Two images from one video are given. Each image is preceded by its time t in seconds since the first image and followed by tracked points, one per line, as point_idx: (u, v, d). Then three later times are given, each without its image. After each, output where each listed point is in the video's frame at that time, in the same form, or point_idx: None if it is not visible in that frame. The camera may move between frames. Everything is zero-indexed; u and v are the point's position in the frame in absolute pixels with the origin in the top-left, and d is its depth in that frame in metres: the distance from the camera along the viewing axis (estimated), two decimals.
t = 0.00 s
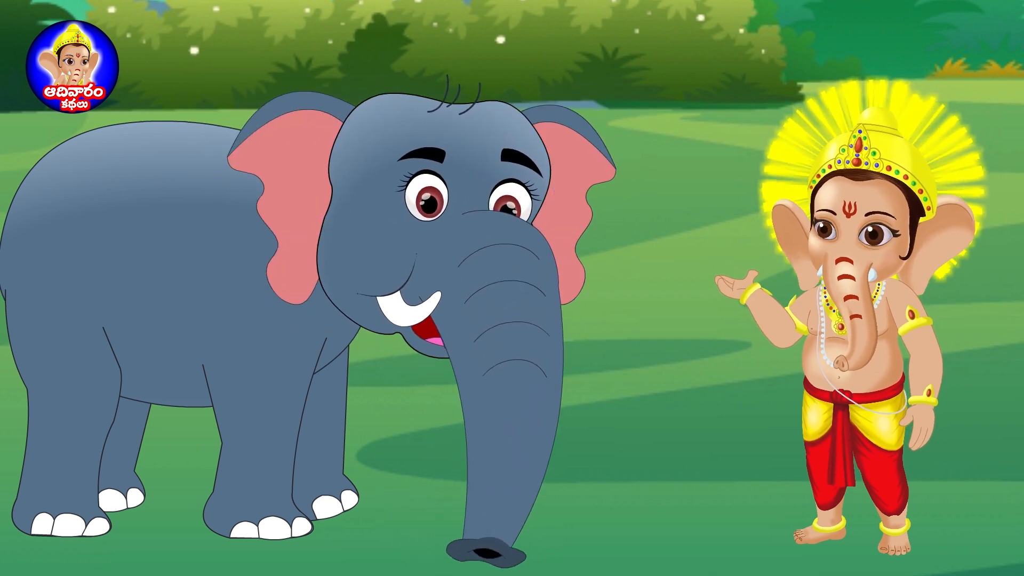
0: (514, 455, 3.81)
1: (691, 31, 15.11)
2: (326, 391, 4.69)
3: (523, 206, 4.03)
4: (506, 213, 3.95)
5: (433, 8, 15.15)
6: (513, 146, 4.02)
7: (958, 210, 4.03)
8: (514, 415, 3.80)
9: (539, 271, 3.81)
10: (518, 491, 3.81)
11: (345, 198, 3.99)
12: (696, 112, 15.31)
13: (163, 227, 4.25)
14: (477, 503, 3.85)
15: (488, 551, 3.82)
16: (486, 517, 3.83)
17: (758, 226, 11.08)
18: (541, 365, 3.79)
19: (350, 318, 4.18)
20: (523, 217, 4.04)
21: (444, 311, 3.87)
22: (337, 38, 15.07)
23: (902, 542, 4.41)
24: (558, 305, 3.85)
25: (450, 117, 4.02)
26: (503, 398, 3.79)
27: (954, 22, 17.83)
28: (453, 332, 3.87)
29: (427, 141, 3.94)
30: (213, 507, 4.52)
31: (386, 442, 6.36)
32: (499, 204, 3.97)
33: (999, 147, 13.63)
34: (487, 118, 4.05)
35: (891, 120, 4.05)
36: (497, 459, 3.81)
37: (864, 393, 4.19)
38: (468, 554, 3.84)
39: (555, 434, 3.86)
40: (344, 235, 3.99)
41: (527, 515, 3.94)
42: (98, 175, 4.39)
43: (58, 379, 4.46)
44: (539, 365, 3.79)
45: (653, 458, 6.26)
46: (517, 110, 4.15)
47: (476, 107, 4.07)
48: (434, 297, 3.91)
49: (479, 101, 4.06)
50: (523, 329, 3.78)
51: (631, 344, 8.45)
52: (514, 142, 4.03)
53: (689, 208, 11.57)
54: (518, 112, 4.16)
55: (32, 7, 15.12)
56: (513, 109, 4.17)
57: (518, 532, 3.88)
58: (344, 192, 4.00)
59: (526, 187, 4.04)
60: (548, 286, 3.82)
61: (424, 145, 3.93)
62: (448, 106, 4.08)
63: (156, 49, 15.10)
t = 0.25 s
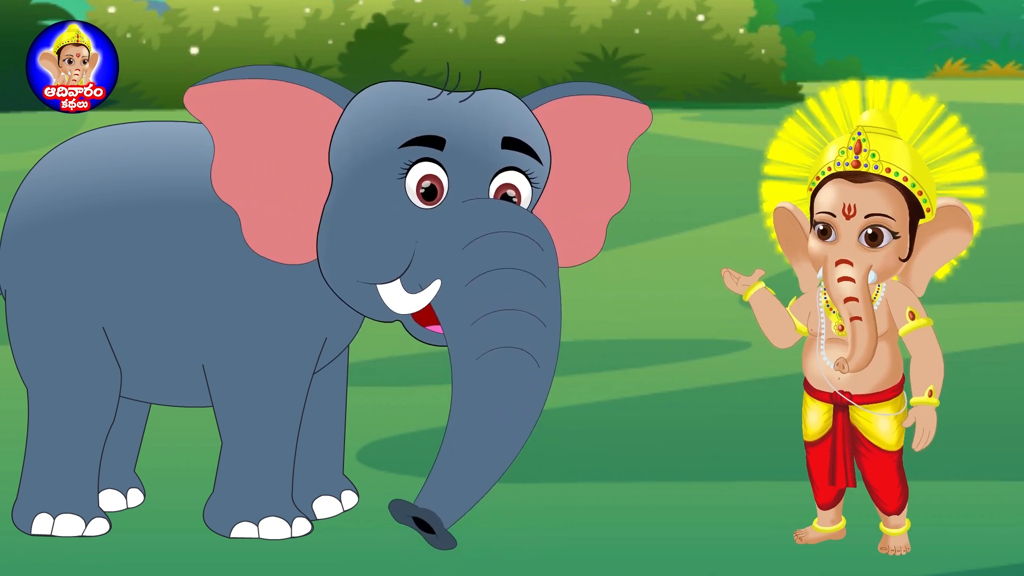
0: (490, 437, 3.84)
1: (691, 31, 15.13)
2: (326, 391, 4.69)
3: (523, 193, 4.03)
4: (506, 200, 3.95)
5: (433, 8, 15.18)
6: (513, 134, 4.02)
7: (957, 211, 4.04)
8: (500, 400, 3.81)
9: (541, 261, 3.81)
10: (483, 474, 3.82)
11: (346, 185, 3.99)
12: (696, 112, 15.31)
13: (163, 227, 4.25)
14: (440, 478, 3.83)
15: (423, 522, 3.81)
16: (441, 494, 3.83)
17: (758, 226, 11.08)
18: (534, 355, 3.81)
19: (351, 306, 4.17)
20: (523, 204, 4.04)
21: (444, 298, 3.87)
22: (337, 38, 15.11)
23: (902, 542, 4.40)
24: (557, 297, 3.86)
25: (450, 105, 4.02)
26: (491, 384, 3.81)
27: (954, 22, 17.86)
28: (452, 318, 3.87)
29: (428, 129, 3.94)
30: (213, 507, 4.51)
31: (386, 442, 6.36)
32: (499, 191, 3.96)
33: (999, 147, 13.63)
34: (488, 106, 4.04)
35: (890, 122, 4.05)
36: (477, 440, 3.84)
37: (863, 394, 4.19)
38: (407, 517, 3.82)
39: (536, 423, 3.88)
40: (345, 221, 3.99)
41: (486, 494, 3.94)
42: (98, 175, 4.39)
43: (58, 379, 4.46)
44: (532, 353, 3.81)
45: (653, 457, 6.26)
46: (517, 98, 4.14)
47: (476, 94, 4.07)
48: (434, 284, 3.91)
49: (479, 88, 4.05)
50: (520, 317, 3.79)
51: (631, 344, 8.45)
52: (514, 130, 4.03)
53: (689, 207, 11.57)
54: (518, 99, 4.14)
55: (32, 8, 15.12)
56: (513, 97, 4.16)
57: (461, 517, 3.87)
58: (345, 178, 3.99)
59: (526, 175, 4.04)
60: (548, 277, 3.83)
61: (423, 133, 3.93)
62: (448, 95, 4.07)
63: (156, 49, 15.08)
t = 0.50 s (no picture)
0: (494, 444, 3.84)
1: (691, 31, 15.11)
2: (326, 391, 4.69)
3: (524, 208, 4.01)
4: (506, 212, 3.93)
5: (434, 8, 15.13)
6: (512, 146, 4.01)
7: (951, 218, 4.02)
8: (504, 408, 3.81)
9: (544, 271, 3.82)
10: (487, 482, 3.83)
11: (345, 197, 3.99)
12: (696, 112, 15.30)
13: (163, 227, 4.25)
14: (443, 485, 3.83)
15: (423, 530, 3.81)
16: (441, 500, 3.83)
17: (759, 226, 11.08)
18: (537, 364, 3.81)
19: (351, 318, 4.18)
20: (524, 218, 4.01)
21: (444, 309, 3.87)
22: (338, 38, 15.08)
23: (902, 542, 4.40)
24: (558, 306, 3.86)
25: (450, 116, 4.02)
26: (493, 393, 3.81)
27: (955, 22, 17.85)
28: (452, 329, 3.87)
29: (428, 141, 3.94)
30: (213, 506, 4.51)
31: (386, 442, 6.37)
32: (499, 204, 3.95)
33: (999, 147, 13.62)
34: (488, 117, 4.04)
35: (884, 131, 4.05)
36: (481, 450, 3.84)
37: (864, 399, 4.19)
38: (407, 522, 3.82)
39: (537, 431, 3.88)
40: (345, 232, 4.00)
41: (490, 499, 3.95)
42: (98, 175, 4.39)
43: (58, 378, 4.46)
44: (535, 363, 3.81)
45: (653, 458, 6.26)
46: (517, 109, 4.14)
47: (476, 106, 4.07)
48: (434, 296, 3.91)
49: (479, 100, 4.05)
50: (523, 327, 3.79)
51: (631, 344, 8.45)
52: (515, 143, 4.02)
53: (689, 208, 11.57)
54: (518, 111, 4.14)
55: (32, 8, 15.11)
56: (512, 108, 4.15)
57: (458, 527, 3.88)
58: (345, 190, 3.99)
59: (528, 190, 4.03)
60: (551, 287, 3.83)
61: (423, 145, 3.93)
62: (448, 106, 4.07)
63: (156, 49, 15.10)
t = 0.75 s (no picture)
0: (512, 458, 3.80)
1: (691, 31, 15.10)
2: (326, 391, 4.69)
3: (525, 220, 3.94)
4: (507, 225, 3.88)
5: (433, 8, 15.07)
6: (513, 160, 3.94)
7: (956, 217, 4.03)
8: (517, 422, 3.79)
9: (541, 279, 3.85)
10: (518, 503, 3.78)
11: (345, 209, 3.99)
12: (696, 112, 15.30)
13: (163, 227, 4.26)
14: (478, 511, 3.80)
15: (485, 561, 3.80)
16: (493, 531, 3.78)
17: (759, 226, 11.08)
18: (543, 374, 3.80)
19: (346, 325, 4.18)
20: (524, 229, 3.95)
21: (445, 321, 3.88)
22: (337, 38, 15.07)
23: (902, 542, 4.41)
24: (558, 314, 3.89)
25: (450, 128, 3.99)
26: (506, 407, 3.79)
27: (954, 22, 17.84)
28: (454, 343, 3.87)
29: (428, 153, 3.92)
30: (213, 506, 4.52)
31: (386, 442, 6.36)
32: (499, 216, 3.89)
33: (999, 147, 13.62)
34: (489, 129, 4.00)
35: (891, 125, 4.05)
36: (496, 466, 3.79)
37: (863, 396, 4.19)
38: (468, 557, 3.82)
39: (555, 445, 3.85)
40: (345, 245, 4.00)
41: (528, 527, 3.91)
42: (98, 175, 4.39)
43: (58, 379, 4.46)
44: (542, 373, 3.80)
45: (653, 458, 6.26)
46: (519, 120, 4.08)
47: (476, 117, 4.04)
48: (434, 307, 3.92)
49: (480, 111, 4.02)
50: (526, 337, 3.79)
51: (631, 344, 8.45)
52: (515, 154, 3.95)
53: (689, 208, 11.57)
54: (520, 122, 4.08)
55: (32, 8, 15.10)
56: (515, 118, 4.09)
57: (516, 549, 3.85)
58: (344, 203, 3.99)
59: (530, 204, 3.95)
60: (550, 294, 3.86)
61: (423, 157, 3.92)
62: (448, 117, 4.05)
63: (156, 49, 15.11)
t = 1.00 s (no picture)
0: (512, 474, 3.78)
1: (691, 31, 15.09)
2: (326, 392, 4.69)
3: (524, 228, 4.01)
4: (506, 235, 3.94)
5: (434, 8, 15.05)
6: (514, 171, 4.03)
7: (969, 214, 4.03)
8: (515, 436, 3.77)
9: (539, 293, 3.80)
10: (518, 515, 3.77)
11: (345, 220, 3.99)
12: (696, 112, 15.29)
13: (163, 227, 4.25)
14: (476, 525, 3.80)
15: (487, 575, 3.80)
16: (486, 542, 3.79)
17: (759, 226, 11.08)
18: (539, 389, 3.77)
19: (343, 334, 4.17)
20: (524, 239, 4.02)
21: (444, 334, 3.84)
22: (337, 38, 15.09)
23: (902, 542, 4.40)
24: (557, 328, 3.83)
25: (450, 139, 4.04)
26: (503, 421, 3.77)
27: (955, 22, 17.84)
28: (452, 356, 3.84)
29: (429, 164, 3.95)
30: (213, 506, 4.52)
31: (386, 442, 6.36)
32: (499, 226, 3.95)
33: (999, 147, 13.62)
34: (487, 141, 4.07)
35: (901, 116, 4.05)
36: (494, 480, 3.78)
37: (863, 390, 4.19)
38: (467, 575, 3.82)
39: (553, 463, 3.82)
40: (344, 255, 3.99)
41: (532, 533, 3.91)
42: (98, 175, 4.39)
43: (58, 379, 4.46)
44: (539, 388, 3.77)
45: (653, 457, 6.26)
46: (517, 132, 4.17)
47: (475, 130, 4.10)
48: (434, 319, 3.88)
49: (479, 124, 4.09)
50: (524, 352, 3.75)
51: (631, 344, 8.45)
52: (514, 165, 4.04)
53: (689, 208, 11.57)
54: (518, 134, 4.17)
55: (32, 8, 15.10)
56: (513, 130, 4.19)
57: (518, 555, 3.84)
58: (345, 214, 3.99)
59: (526, 210, 4.03)
60: (548, 309, 3.80)
61: (423, 168, 3.94)
62: (448, 130, 4.10)
63: (156, 49, 15.11)
